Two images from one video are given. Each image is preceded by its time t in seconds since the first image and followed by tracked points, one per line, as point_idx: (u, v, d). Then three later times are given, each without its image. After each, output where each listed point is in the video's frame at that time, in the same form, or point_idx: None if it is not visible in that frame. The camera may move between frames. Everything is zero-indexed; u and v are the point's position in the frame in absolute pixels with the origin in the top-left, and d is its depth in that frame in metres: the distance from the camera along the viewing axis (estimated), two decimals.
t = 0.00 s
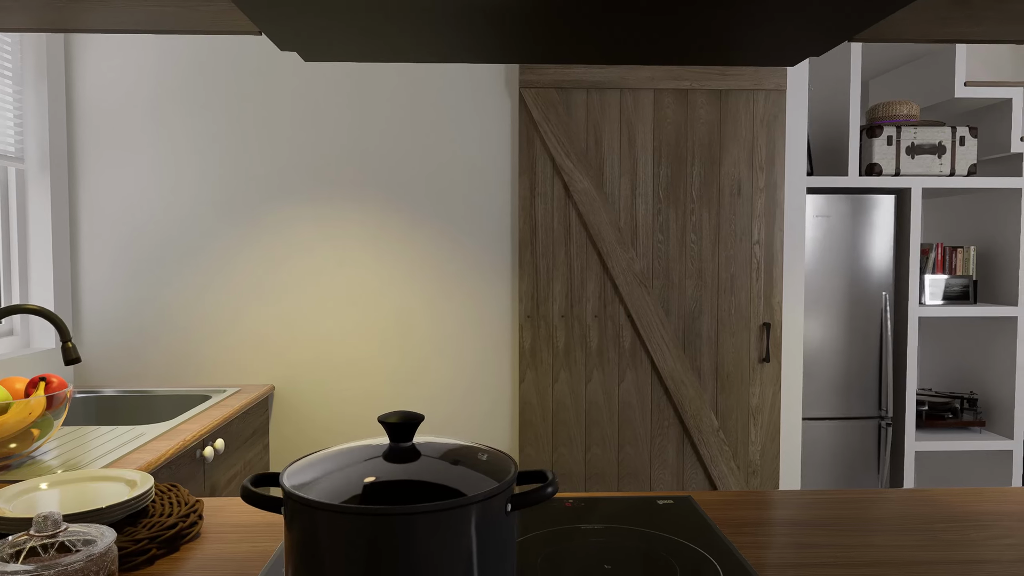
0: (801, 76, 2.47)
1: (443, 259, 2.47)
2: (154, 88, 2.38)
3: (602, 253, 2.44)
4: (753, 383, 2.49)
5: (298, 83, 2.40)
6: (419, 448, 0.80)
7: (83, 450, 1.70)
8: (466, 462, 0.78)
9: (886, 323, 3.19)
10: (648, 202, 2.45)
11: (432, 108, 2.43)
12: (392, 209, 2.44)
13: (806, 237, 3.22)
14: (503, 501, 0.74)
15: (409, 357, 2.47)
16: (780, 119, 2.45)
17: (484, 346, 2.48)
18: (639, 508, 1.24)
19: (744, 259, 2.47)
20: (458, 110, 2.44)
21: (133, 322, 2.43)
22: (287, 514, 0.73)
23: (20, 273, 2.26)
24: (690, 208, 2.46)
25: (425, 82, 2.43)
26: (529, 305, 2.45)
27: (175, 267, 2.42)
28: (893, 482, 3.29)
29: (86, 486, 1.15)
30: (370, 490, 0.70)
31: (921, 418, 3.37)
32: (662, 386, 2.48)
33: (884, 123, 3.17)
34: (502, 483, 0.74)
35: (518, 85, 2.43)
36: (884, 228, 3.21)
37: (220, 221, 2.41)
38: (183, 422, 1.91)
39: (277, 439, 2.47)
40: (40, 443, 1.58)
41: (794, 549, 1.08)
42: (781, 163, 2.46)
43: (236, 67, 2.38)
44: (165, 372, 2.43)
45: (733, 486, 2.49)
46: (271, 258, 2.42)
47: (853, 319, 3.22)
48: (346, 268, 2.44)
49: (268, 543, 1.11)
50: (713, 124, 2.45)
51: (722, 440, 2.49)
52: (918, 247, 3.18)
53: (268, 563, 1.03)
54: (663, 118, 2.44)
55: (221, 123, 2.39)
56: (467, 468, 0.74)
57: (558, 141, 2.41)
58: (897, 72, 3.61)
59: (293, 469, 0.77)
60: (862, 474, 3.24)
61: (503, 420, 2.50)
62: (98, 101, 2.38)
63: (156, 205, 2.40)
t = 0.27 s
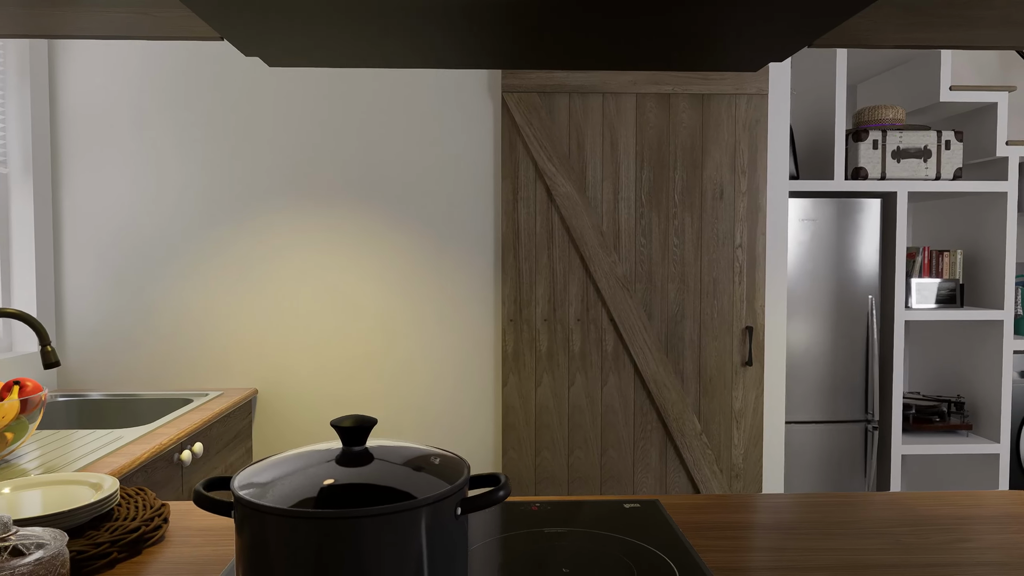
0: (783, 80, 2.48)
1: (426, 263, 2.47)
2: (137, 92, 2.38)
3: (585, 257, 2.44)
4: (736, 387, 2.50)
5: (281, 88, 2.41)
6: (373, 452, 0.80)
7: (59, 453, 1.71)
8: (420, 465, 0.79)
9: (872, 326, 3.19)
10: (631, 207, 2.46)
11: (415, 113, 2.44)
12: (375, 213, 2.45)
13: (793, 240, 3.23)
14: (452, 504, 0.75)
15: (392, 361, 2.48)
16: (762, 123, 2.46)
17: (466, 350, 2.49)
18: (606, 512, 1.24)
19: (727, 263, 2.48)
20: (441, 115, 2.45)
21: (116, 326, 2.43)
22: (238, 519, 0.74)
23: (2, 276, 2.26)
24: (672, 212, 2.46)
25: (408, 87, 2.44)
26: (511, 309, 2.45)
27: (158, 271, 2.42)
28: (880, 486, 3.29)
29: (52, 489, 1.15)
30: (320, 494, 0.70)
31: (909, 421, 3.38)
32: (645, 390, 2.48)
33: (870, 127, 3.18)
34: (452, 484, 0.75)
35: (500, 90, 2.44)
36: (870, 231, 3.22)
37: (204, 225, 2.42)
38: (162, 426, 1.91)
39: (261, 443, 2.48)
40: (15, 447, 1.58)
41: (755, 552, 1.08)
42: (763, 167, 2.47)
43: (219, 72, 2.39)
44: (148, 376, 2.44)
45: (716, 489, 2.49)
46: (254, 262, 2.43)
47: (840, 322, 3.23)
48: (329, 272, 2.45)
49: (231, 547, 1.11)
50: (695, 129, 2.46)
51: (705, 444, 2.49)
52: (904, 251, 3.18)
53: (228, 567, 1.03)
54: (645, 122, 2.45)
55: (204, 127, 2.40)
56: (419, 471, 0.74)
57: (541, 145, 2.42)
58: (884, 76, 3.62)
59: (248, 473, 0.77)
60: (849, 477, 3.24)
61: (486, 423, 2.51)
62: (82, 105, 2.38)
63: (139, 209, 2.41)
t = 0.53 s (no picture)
0: (765, 84, 2.49)
1: (408, 266, 2.48)
2: (120, 96, 2.39)
3: (567, 260, 2.45)
4: (719, 390, 2.50)
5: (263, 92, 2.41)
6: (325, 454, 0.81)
7: (37, 456, 1.71)
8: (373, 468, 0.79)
9: (858, 330, 3.20)
10: (613, 210, 2.46)
11: (397, 117, 2.45)
12: (357, 217, 2.45)
13: (778, 244, 3.23)
14: (405, 505, 0.76)
15: (375, 364, 2.48)
16: (745, 126, 2.46)
17: (449, 354, 2.50)
18: (572, 515, 1.25)
19: (709, 267, 2.48)
20: (424, 119, 2.45)
21: (99, 330, 2.44)
22: (188, 523, 0.74)
23: None
24: (655, 216, 2.47)
25: (391, 91, 2.44)
26: (494, 313, 2.46)
27: (141, 274, 2.43)
28: (867, 489, 3.29)
29: (17, 493, 1.16)
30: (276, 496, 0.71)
31: (896, 425, 3.38)
32: (628, 393, 2.49)
33: (856, 130, 3.19)
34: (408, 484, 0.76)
35: (483, 94, 2.45)
36: (857, 234, 3.22)
37: (187, 228, 2.42)
38: (141, 429, 1.92)
39: (244, 446, 2.48)
40: None
41: (715, 557, 1.09)
42: (745, 171, 2.47)
43: (202, 76, 2.39)
44: (131, 379, 2.44)
45: (698, 492, 2.49)
46: (237, 265, 2.44)
47: (827, 325, 3.23)
48: (312, 275, 2.46)
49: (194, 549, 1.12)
50: (678, 132, 2.46)
51: (687, 447, 2.49)
52: (890, 254, 3.19)
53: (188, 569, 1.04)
54: (628, 126, 2.45)
55: (187, 131, 2.40)
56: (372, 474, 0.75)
57: (523, 149, 2.42)
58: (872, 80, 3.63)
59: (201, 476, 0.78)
60: (836, 480, 3.25)
61: (469, 427, 2.51)
62: (65, 108, 2.39)
63: (122, 212, 2.41)
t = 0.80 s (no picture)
0: (747, 87, 2.49)
1: (391, 269, 2.48)
2: (102, 100, 2.39)
3: (550, 264, 2.45)
4: (702, 393, 2.50)
5: (246, 96, 2.41)
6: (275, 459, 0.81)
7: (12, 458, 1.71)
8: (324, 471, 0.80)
9: (845, 332, 3.20)
10: (596, 213, 2.46)
11: (379, 119, 2.45)
12: (340, 220, 2.46)
13: (765, 247, 3.23)
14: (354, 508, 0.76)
15: (358, 367, 2.49)
16: (727, 129, 2.47)
17: (432, 356, 2.50)
18: (537, 517, 1.25)
19: (692, 269, 2.48)
20: (406, 122, 2.46)
21: (82, 333, 2.44)
22: (135, 527, 0.74)
23: None
24: (637, 219, 2.47)
25: (373, 94, 2.45)
26: (477, 316, 2.46)
27: (123, 277, 2.43)
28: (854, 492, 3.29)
29: None
30: (231, 500, 0.72)
31: (883, 428, 3.39)
32: (611, 396, 2.48)
33: (842, 134, 3.20)
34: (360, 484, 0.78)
35: (465, 97, 2.45)
36: (843, 237, 3.23)
37: (169, 232, 2.43)
38: (120, 432, 1.92)
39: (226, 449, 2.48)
40: None
41: (674, 560, 1.09)
42: (728, 174, 2.48)
43: (184, 79, 2.40)
44: (113, 382, 2.44)
45: (681, 495, 2.49)
46: (219, 268, 2.44)
47: (813, 328, 3.23)
48: (295, 278, 2.46)
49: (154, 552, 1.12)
50: (660, 135, 2.46)
51: (670, 450, 2.49)
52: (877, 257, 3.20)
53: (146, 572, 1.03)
54: (610, 129, 2.46)
55: (169, 135, 2.41)
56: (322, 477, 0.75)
57: (505, 152, 2.42)
58: (859, 83, 3.63)
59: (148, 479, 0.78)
60: (823, 484, 3.24)
61: (452, 430, 2.51)
62: (47, 112, 2.39)
63: (104, 216, 2.42)
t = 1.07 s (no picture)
0: (729, 90, 2.49)
1: (373, 271, 2.48)
2: (84, 103, 2.40)
3: (532, 267, 2.45)
4: (685, 396, 2.50)
5: (227, 99, 2.42)
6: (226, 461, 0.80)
7: None
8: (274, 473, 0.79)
9: (831, 335, 3.20)
10: (578, 216, 2.46)
11: (362, 122, 2.46)
12: (321, 223, 2.46)
13: (752, 250, 3.23)
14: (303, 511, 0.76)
15: (340, 369, 2.49)
16: (709, 132, 2.47)
17: (414, 359, 2.50)
18: (503, 521, 1.25)
19: (674, 272, 2.48)
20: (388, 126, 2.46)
21: (63, 336, 2.44)
22: (81, 530, 0.73)
23: None
24: (620, 221, 2.47)
25: (355, 98, 2.45)
26: (459, 318, 2.46)
27: (105, 280, 2.43)
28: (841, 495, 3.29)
29: None
30: (184, 502, 0.71)
31: (870, 431, 3.39)
32: (593, 399, 2.48)
33: (828, 136, 3.20)
34: (311, 490, 0.78)
35: (447, 100, 2.45)
36: (830, 240, 3.23)
37: (151, 235, 2.43)
38: (97, 436, 1.92)
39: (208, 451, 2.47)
40: None
41: (635, 564, 1.09)
42: (710, 176, 2.48)
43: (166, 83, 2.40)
44: (95, 385, 2.44)
45: (664, 499, 2.48)
46: (202, 271, 2.44)
47: (800, 332, 3.23)
48: (277, 281, 2.46)
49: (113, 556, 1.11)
50: (642, 138, 2.47)
51: (653, 453, 2.49)
52: (863, 260, 3.20)
53: None
54: (592, 132, 2.46)
55: (151, 138, 2.41)
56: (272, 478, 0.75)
57: (487, 154, 2.43)
58: (847, 86, 3.64)
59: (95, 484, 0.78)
60: (810, 487, 3.24)
61: (434, 433, 2.51)
62: (29, 116, 2.39)
63: (86, 219, 2.42)
